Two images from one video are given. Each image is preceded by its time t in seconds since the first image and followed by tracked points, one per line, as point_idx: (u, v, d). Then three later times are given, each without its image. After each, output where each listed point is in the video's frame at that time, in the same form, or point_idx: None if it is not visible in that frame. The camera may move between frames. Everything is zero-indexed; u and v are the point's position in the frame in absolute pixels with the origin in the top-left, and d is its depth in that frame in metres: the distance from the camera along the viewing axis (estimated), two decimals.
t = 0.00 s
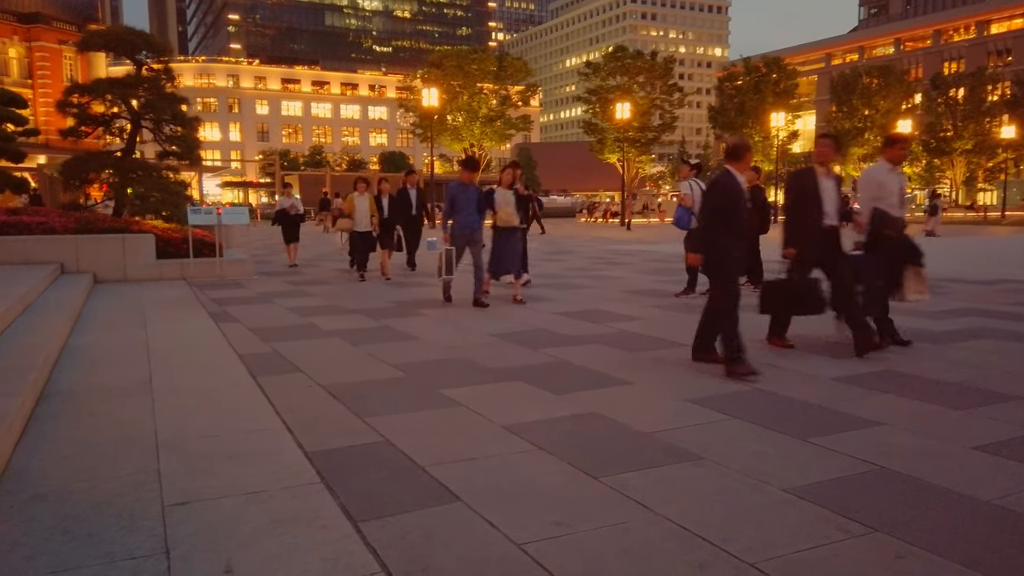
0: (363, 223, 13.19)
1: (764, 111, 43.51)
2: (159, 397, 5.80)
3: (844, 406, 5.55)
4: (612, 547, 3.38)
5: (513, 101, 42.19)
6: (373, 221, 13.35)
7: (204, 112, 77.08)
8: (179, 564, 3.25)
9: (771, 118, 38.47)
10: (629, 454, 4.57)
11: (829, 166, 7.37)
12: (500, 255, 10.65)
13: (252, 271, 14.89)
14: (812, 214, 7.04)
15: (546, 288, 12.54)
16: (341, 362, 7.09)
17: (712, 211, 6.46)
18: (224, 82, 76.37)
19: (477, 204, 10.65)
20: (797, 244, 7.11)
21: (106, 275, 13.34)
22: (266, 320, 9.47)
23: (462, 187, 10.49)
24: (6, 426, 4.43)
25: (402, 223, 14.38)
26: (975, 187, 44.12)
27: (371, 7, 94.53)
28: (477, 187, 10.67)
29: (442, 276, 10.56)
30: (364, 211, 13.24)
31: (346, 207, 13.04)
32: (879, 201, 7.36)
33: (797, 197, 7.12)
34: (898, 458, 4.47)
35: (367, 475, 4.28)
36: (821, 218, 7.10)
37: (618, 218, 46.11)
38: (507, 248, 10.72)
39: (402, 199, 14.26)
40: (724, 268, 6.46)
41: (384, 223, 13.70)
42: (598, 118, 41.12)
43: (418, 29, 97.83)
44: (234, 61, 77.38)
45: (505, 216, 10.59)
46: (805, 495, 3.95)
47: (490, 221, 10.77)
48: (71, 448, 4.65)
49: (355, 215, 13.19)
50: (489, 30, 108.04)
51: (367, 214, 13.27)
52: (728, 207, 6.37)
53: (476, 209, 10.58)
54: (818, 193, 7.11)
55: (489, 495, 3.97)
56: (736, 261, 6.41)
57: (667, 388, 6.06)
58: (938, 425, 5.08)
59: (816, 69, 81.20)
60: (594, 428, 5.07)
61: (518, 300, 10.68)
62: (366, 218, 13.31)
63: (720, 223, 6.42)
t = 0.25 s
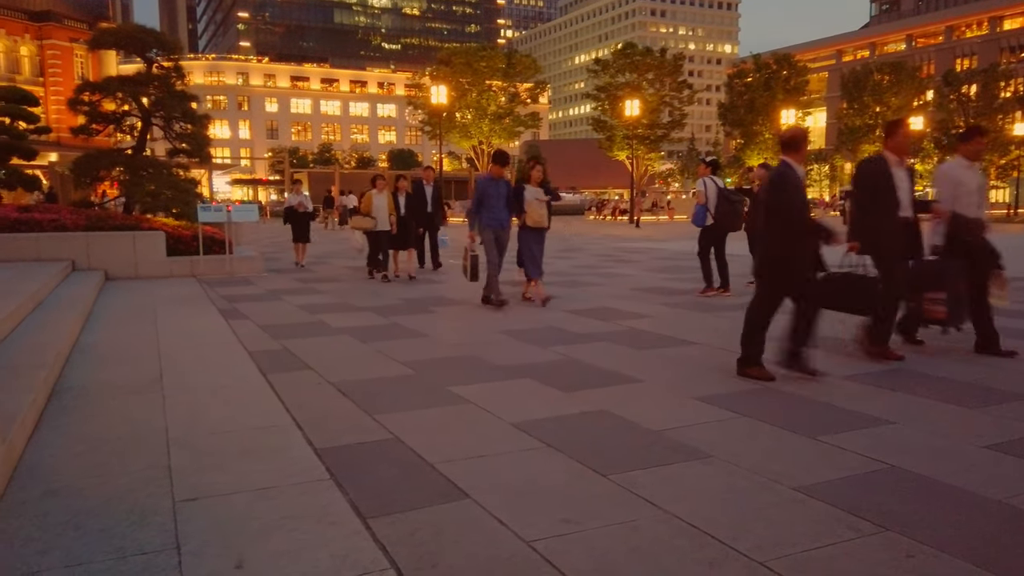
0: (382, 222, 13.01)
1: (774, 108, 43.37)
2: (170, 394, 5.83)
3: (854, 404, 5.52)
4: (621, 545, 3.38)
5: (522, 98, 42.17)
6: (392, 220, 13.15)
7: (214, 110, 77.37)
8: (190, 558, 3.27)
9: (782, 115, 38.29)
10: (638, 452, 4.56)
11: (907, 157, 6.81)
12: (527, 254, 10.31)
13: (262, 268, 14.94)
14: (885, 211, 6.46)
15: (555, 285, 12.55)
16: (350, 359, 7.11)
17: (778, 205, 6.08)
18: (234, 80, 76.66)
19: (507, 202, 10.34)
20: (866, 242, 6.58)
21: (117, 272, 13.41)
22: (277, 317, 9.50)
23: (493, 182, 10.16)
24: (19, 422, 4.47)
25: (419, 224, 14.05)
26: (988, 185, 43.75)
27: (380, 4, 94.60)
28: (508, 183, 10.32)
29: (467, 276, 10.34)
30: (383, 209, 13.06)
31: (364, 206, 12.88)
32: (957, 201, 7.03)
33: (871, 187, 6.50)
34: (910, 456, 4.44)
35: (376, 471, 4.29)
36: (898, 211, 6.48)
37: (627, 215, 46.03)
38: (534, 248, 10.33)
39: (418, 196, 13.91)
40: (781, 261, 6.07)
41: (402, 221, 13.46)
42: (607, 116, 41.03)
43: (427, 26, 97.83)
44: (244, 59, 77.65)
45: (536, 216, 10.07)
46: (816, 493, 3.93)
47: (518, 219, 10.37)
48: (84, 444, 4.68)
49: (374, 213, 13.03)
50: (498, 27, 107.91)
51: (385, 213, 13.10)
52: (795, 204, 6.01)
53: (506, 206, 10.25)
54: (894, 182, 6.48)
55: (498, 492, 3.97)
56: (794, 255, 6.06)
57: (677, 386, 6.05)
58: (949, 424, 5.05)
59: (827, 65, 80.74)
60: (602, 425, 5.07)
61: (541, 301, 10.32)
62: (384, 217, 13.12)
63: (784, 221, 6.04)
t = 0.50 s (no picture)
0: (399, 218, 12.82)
1: (783, 106, 43.20)
2: (179, 391, 5.86)
3: (863, 402, 5.51)
4: (629, 543, 3.38)
5: (530, 96, 42.12)
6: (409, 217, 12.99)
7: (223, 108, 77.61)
8: (199, 555, 3.28)
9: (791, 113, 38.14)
10: (646, 450, 4.56)
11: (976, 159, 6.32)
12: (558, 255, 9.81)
13: (270, 266, 14.99)
14: (948, 216, 6.15)
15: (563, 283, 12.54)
16: (358, 356, 7.13)
17: (844, 205, 5.69)
18: (242, 78, 76.90)
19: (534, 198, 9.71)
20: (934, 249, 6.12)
21: (127, 269, 13.48)
22: (285, 314, 9.54)
23: (518, 180, 9.54)
24: (31, 417, 4.51)
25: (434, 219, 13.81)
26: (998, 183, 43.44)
27: (388, 2, 94.65)
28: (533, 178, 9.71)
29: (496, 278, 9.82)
30: (400, 206, 12.87)
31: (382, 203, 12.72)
32: None
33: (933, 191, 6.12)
34: (919, 455, 4.43)
35: (384, 468, 4.31)
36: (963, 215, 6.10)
37: (635, 213, 45.97)
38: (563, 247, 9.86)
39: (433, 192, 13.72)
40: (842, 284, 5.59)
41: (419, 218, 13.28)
42: (615, 113, 40.95)
43: (435, 24, 97.82)
44: (252, 57, 77.88)
45: (562, 211, 9.72)
46: (824, 492, 3.92)
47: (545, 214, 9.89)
48: (95, 441, 4.71)
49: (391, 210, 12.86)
50: (506, 25, 107.77)
51: (403, 209, 12.92)
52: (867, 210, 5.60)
53: (532, 203, 9.62)
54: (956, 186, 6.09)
55: (506, 489, 3.98)
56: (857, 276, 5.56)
57: (684, 385, 6.05)
58: (958, 423, 5.02)
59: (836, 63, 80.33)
60: (611, 424, 5.06)
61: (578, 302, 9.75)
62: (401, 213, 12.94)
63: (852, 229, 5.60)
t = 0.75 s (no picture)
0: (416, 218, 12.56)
1: (791, 103, 43.07)
2: (188, 389, 5.88)
3: (871, 402, 5.49)
4: (636, 542, 3.37)
5: (537, 94, 42.09)
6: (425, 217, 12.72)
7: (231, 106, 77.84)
8: (207, 551, 3.30)
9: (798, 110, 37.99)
10: (653, 448, 4.55)
11: None
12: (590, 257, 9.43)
13: (278, 264, 15.04)
14: None
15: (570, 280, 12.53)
16: (365, 354, 7.15)
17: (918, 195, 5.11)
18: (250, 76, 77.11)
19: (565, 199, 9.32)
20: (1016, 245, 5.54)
21: (136, 267, 13.55)
22: (293, 312, 9.56)
23: (550, 179, 9.15)
24: (40, 414, 4.53)
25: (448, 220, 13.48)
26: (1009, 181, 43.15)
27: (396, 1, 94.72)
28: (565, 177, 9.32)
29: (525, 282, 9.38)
30: (417, 205, 12.62)
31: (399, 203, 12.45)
32: None
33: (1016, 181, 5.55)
34: (927, 454, 4.41)
35: (391, 466, 4.31)
36: None
37: (642, 211, 45.92)
38: (596, 250, 9.45)
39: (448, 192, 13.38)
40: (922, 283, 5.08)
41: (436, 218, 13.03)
42: (622, 111, 40.88)
43: (442, 22, 97.82)
44: (260, 55, 78.11)
45: (595, 214, 9.29)
46: (833, 491, 3.90)
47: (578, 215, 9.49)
48: (103, 438, 4.74)
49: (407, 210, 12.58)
50: (513, 22, 107.65)
51: (420, 209, 12.65)
52: (948, 211, 4.93)
53: (563, 203, 9.22)
54: None
55: (513, 488, 3.98)
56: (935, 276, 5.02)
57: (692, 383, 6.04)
58: (968, 422, 5.00)
59: (845, 60, 79.94)
60: (617, 422, 5.05)
61: (612, 308, 9.34)
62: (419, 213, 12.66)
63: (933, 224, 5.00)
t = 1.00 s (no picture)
0: (436, 219, 12.28)
1: (800, 101, 42.88)
2: (197, 385, 5.92)
3: (879, 400, 5.47)
4: (642, 540, 3.37)
5: (545, 92, 42.03)
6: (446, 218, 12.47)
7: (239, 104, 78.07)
8: (215, 548, 3.31)
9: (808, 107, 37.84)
10: (659, 446, 4.55)
11: None
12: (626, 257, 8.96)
13: (286, 262, 15.09)
14: None
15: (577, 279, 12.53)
16: (373, 352, 7.17)
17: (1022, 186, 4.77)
18: (259, 75, 77.31)
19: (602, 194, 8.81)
20: None
21: (145, 264, 13.60)
22: (300, 310, 9.61)
23: (585, 173, 8.65)
24: (50, 411, 4.56)
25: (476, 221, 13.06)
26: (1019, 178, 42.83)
27: None
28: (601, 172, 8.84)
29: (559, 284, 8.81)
30: (438, 204, 12.37)
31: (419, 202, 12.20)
32: None
33: None
34: (935, 454, 4.39)
35: (398, 463, 4.32)
36: None
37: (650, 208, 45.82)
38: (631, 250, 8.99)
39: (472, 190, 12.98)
40: None
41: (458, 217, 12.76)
42: (630, 108, 40.79)
43: (450, 20, 97.87)
44: (268, 54, 78.28)
45: (635, 211, 8.82)
46: (841, 491, 3.89)
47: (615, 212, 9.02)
48: (112, 434, 4.77)
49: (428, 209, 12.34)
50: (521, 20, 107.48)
51: (440, 208, 12.41)
52: None
53: (600, 198, 8.72)
54: None
55: (518, 485, 3.99)
56: None
57: (699, 381, 6.04)
58: (975, 420, 4.99)
59: (854, 57, 79.54)
60: (625, 420, 5.04)
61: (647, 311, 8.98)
62: (439, 212, 12.40)
63: None
